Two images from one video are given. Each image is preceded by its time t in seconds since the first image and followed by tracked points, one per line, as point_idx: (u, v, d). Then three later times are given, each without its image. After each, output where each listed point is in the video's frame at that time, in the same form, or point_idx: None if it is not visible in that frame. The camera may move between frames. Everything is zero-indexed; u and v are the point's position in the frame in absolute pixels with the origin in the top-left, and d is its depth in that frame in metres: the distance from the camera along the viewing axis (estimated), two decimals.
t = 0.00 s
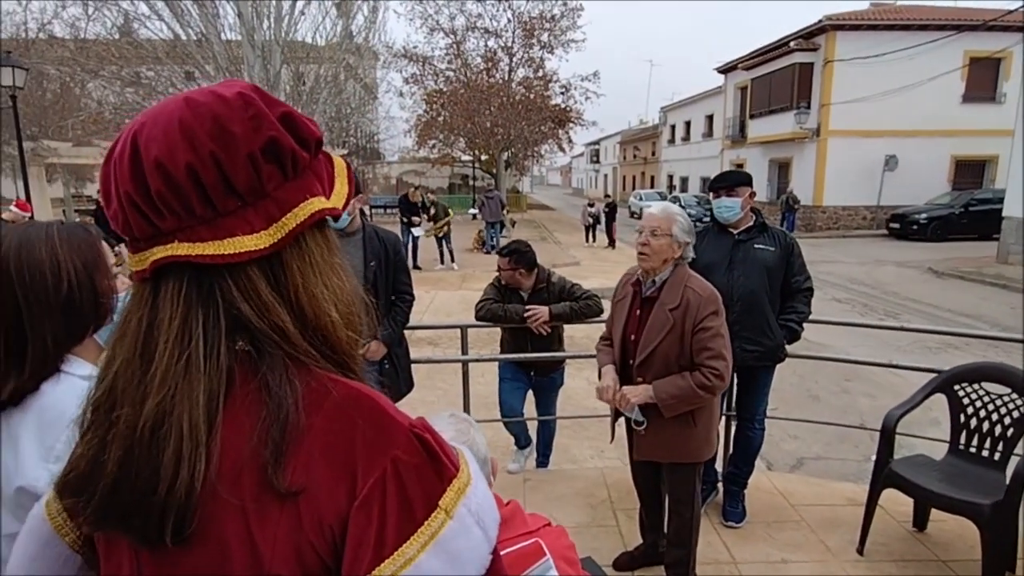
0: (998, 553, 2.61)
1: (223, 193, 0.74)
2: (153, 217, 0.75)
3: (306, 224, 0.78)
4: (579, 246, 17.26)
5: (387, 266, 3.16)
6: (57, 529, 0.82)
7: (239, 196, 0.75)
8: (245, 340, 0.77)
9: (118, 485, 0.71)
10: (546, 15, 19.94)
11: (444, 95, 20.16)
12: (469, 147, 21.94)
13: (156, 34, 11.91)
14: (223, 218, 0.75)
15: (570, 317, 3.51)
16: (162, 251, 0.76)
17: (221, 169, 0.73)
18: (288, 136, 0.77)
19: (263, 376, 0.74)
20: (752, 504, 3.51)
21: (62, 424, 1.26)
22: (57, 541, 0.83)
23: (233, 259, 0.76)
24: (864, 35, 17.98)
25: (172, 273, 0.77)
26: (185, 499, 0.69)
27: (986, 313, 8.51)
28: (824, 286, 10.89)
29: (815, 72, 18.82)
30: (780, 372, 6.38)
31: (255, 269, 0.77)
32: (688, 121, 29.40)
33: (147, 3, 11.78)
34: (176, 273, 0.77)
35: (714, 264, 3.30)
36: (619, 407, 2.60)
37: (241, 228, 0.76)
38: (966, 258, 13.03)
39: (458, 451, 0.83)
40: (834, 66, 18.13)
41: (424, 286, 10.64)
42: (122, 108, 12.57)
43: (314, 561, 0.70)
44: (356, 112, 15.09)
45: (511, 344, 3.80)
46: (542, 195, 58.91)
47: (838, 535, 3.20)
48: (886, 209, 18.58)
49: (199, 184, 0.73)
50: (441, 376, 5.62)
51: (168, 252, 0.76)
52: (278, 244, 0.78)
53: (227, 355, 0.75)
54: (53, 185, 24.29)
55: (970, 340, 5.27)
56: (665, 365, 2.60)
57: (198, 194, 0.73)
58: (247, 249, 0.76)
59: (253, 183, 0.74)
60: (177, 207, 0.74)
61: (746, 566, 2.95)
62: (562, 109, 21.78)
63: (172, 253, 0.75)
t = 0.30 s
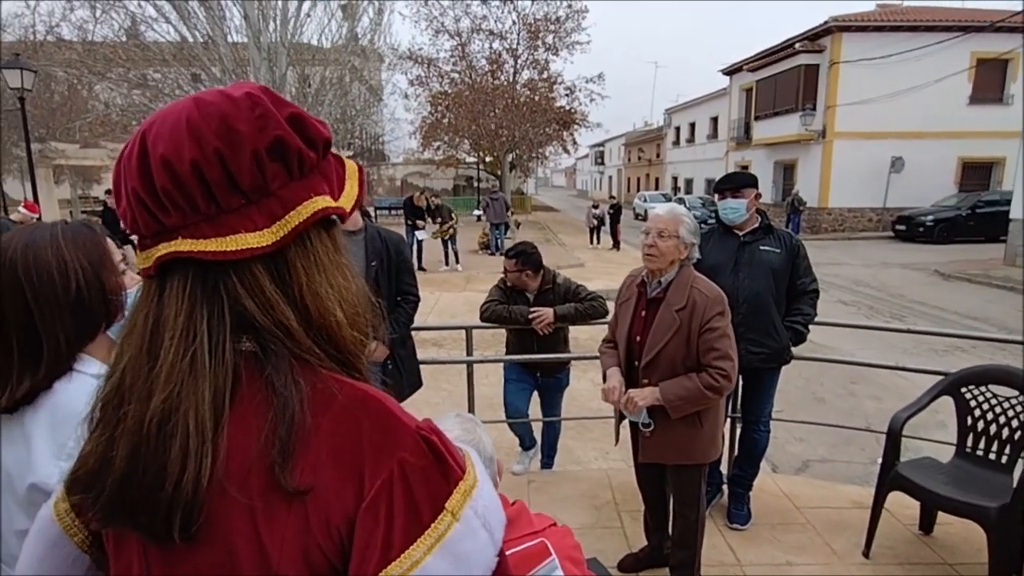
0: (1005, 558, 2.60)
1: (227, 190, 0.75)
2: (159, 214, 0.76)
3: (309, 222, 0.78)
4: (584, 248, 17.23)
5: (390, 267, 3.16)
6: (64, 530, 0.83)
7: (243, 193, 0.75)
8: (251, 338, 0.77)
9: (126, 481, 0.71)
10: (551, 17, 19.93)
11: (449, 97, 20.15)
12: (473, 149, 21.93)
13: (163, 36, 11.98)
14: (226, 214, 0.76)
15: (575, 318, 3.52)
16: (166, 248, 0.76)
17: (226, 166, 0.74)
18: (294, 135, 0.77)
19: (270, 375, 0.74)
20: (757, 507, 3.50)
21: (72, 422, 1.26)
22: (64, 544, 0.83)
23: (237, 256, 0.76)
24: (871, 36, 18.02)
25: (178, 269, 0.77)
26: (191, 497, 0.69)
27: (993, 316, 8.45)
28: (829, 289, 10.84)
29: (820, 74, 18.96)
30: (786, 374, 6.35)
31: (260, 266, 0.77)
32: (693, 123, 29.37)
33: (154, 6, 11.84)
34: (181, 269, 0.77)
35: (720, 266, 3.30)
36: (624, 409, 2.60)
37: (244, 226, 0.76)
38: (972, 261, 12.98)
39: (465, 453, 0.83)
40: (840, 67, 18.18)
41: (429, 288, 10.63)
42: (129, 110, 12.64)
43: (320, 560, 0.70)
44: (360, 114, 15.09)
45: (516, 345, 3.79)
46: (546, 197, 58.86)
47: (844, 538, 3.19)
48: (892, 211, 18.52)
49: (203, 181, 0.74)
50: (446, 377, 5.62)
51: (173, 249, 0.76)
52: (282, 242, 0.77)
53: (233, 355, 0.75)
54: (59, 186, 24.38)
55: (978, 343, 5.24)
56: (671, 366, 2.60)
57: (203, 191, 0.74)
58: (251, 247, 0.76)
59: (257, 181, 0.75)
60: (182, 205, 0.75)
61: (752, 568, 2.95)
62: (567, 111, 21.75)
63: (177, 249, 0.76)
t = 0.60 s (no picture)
0: (1010, 558, 2.61)
1: (246, 193, 0.76)
2: (179, 217, 0.77)
3: (326, 223, 0.79)
4: (586, 249, 17.24)
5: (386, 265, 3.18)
6: (86, 528, 0.84)
7: (261, 196, 0.76)
8: (270, 340, 0.78)
9: (149, 480, 0.73)
10: (554, 19, 19.97)
11: (452, 99, 20.18)
12: (476, 150, 21.96)
13: (167, 38, 12.04)
14: (244, 217, 0.77)
15: (580, 319, 3.52)
16: (187, 251, 0.78)
17: (243, 170, 0.75)
18: (310, 138, 0.78)
19: (289, 376, 0.76)
20: (762, 507, 3.51)
21: (91, 422, 1.28)
22: (86, 540, 0.84)
23: (254, 256, 0.77)
24: (874, 37, 18.02)
25: (198, 271, 0.79)
26: (214, 498, 0.71)
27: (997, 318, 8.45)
28: (832, 290, 10.85)
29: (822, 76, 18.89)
30: (789, 375, 6.35)
31: (277, 266, 0.78)
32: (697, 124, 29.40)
33: (158, 8, 11.88)
34: (201, 270, 0.78)
35: (724, 268, 3.31)
36: (630, 411, 2.60)
37: (262, 226, 0.77)
38: (975, 262, 12.98)
39: (479, 455, 0.84)
40: (842, 69, 18.18)
41: (432, 289, 10.65)
42: (134, 111, 12.68)
43: (342, 558, 0.71)
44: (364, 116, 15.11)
45: (523, 346, 3.81)
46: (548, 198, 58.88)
47: (848, 539, 3.19)
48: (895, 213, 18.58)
49: (221, 183, 0.75)
50: (451, 378, 5.64)
51: (193, 251, 0.77)
52: (298, 243, 0.78)
53: (252, 356, 0.77)
54: (63, 188, 24.45)
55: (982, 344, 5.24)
56: (676, 369, 2.61)
57: (222, 195, 0.76)
58: (269, 248, 0.77)
59: (274, 184, 0.76)
60: (201, 206, 0.76)
61: (757, 569, 2.95)
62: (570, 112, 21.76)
63: (198, 251, 0.77)
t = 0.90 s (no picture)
0: (1011, 557, 2.62)
1: (275, 197, 0.78)
2: (209, 221, 0.79)
3: (351, 226, 0.80)
4: (587, 250, 17.24)
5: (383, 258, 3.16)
6: (111, 526, 0.86)
7: (289, 200, 0.78)
8: (296, 342, 0.80)
9: (181, 479, 0.74)
10: (554, 20, 20.05)
11: (452, 100, 20.22)
12: (476, 151, 22.01)
13: (169, 40, 12.09)
14: (273, 219, 0.79)
15: (584, 320, 3.54)
16: (218, 254, 0.80)
17: (271, 175, 0.77)
18: (334, 144, 0.79)
19: (316, 376, 0.77)
20: (765, 508, 3.53)
21: (113, 420, 1.32)
22: (112, 538, 0.86)
23: (283, 258, 0.79)
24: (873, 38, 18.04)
25: (228, 275, 0.80)
26: (245, 496, 0.72)
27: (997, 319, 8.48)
28: (833, 291, 10.88)
29: (822, 77, 18.94)
30: (791, 376, 6.38)
31: (304, 269, 0.80)
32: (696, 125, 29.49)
33: (159, 9, 11.92)
34: (231, 274, 0.80)
35: (727, 270, 3.33)
36: (635, 413, 2.62)
37: (291, 229, 0.79)
38: (974, 263, 13.04)
39: (497, 454, 0.86)
40: (842, 70, 18.28)
41: (434, 290, 10.68)
42: (135, 112, 12.71)
43: (369, 556, 0.73)
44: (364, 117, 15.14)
45: (528, 347, 3.81)
46: (548, 198, 58.95)
47: (851, 539, 3.21)
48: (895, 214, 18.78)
49: (250, 188, 0.77)
50: (454, 379, 5.66)
51: (225, 254, 0.79)
52: (325, 245, 0.80)
53: (280, 359, 0.78)
54: (64, 189, 24.47)
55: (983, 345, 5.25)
56: (681, 370, 2.63)
57: (252, 199, 0.77)
58: (297, 250, 0.79)
59: (301, 187, 0.78)
60: (231, 211, 0.78)
61: (760, 569, 2.96)
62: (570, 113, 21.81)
63: (229, 255, 0.79)
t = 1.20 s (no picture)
0: (1011, 557, 2.64)
1: (287, 209, 0.79)
2: (220, 236, 0.80)
3: (365, 232, 0.82)
4: (588, 251, 17.25)
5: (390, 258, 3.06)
6: (133, 524, 0.89)
7: (300, 212, 0.80)
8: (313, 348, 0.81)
9: (207, 487, 0.77)
10: (554, 21, 20.09)
11: (452, 100, 20.20)
12: (476, 152, 22.02)
13: (169, 40, 12.09)
14: (286, 232, 0.80)
15: (585, 320, 3.56)
16: (234, 271, 0.81)
17: (281, 187, 0.78)
18: (338, 148, 0.80)
19: (337, 381, 0.79)
20: (766, 508, 3.54)
21: (118, 423, 1.33)
22: (134, 536, 0.89)
23: (300, 270, 0.80)
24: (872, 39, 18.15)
25: (245, 289, 0.82)
26: (271, 499, 0.74)
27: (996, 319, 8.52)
28: (832, 292, 10.91)
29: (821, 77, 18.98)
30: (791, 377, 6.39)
31: (320, 278, 0.82)
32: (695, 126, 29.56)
33: (159, 10, 11.93)
34: (249, 289, 0.82)
35: (729, 271, 3.34)
36: (639, 414, 2.64)
37: (305, 239, 0.80)
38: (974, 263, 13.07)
39: (514, 453, 0.88)
40: (841, 71, 18.33)
41: (434, 291, 10.69)
42: (135, 112, 12.68)
43: (394, 556, 0.75)
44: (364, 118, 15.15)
45: (533, 348, 3.81)
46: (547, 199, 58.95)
47: (852, 540, 3.22)
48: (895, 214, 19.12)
49: (261, 202, 0.79)
50: (455, 380, 5.67)
51: (242, 271, 0.81)
52: (339, 253, 0.81)
53: (302, 367, 0.80)
54: (63, 190, 24.41)
55: (983, 346, 5.28)
56: (684, 372, 2.65)
57: (264, 213, 0.79)
58: (312, 262, 0.80)
59: (310, 196, 0.79)
60: (243, 225, 0.79)
61: (762, 570, 2.98)
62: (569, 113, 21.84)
63: (245, 271, 0.80)
